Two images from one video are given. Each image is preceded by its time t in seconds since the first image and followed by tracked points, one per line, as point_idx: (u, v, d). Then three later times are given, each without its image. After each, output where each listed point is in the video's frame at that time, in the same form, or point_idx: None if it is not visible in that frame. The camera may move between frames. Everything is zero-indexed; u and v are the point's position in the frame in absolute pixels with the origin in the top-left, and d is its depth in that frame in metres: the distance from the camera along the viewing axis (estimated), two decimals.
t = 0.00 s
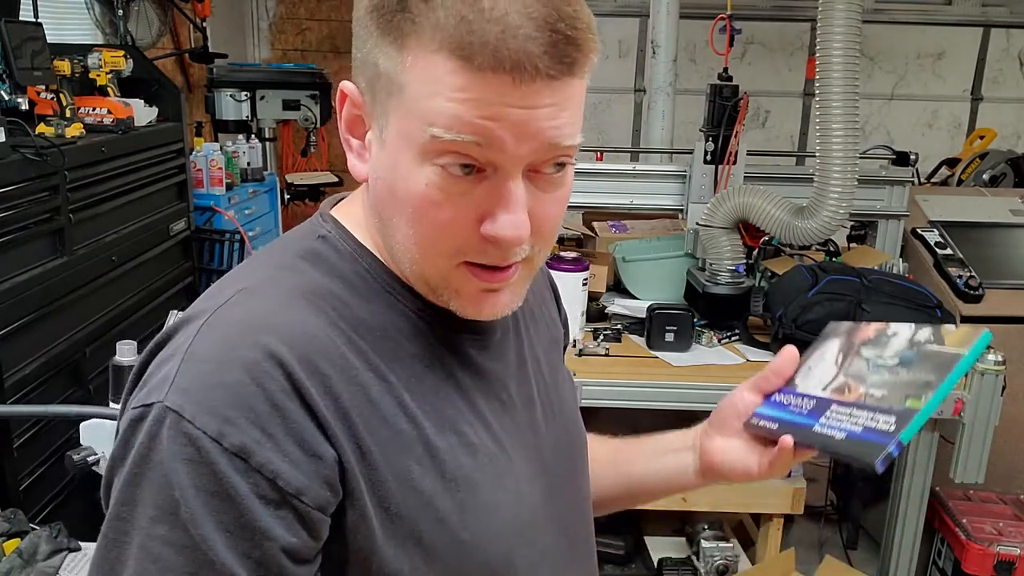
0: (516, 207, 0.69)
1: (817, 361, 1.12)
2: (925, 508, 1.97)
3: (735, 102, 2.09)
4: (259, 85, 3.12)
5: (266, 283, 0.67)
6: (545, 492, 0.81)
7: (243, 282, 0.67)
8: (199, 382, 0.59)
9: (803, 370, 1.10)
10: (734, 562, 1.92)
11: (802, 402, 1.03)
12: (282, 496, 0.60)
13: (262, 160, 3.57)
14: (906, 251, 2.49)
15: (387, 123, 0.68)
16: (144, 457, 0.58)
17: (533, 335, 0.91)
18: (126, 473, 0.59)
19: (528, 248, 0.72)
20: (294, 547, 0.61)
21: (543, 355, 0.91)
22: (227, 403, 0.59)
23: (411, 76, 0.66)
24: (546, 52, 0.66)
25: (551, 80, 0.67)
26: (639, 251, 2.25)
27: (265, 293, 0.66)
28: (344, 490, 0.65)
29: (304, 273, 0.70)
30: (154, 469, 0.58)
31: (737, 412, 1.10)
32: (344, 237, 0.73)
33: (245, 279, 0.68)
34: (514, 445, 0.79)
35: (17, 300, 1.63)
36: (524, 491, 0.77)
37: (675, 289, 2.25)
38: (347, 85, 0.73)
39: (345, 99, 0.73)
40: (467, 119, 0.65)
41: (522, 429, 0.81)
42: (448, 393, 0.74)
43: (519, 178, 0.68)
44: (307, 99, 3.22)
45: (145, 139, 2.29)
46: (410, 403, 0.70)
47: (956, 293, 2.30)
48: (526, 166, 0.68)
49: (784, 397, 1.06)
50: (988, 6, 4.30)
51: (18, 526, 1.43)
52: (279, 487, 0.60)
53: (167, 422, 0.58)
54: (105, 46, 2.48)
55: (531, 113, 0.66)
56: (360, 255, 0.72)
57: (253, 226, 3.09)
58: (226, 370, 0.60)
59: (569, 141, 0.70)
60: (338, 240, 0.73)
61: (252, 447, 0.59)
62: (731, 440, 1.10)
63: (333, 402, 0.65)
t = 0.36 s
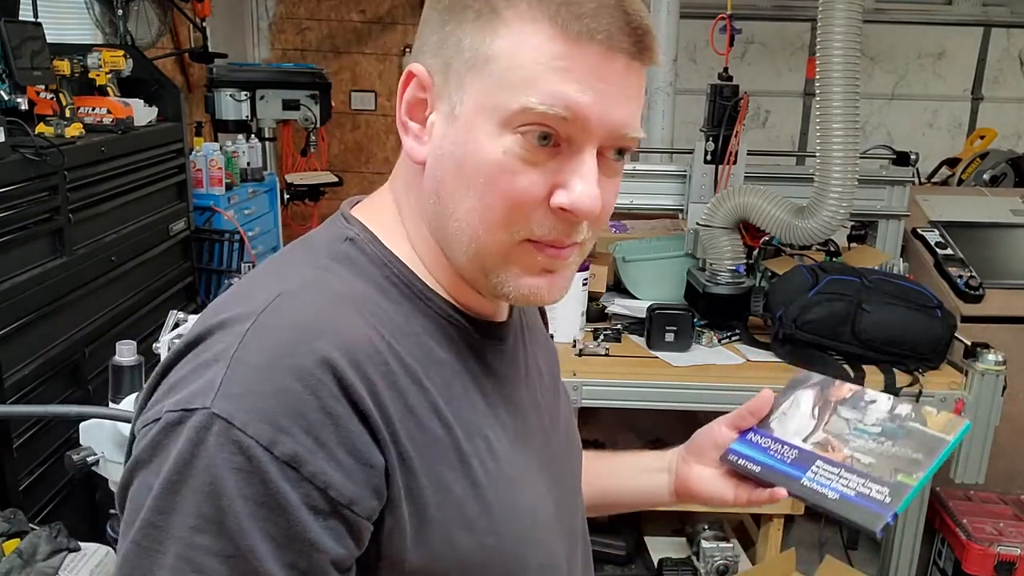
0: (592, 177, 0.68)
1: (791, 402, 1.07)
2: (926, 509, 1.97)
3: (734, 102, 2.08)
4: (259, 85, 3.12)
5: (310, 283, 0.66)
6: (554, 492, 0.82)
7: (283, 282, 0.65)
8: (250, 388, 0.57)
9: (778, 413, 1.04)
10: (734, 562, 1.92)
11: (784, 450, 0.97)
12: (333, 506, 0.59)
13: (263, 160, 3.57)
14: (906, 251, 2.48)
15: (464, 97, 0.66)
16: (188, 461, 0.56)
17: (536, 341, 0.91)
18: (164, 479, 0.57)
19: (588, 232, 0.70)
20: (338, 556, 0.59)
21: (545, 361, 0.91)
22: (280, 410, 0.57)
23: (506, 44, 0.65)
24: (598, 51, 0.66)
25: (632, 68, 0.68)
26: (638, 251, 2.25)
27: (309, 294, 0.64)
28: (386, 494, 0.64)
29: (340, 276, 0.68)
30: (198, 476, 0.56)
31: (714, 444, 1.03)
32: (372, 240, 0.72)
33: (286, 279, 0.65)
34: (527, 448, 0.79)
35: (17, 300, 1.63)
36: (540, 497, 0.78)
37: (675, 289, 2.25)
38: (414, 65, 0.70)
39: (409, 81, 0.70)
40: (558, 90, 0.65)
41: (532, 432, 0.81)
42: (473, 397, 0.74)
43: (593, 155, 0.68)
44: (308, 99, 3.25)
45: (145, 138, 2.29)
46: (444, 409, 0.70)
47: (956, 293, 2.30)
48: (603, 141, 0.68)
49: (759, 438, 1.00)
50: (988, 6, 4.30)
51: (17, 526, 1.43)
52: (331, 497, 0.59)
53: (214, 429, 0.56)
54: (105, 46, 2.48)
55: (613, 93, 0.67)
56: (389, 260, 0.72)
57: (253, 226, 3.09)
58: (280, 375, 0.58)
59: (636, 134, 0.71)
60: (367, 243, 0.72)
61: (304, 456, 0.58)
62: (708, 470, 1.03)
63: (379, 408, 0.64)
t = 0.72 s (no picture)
0: (631, 202, 0.75)
1: (787, 370, 1.09)
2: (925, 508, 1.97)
3: (734, 102, 2.08)
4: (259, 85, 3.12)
5: (307, 284, 0.66)
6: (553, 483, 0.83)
7: (278, 285, 0.65)
8: (261, 394, 0.58)
9: (775, 379, 1.07)
10: (733, 561, 1.92)
11: (780, 413, 0.99)
12: (353, 505, 0.61)
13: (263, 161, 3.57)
14: (906, 251, 2.49)
15: (522, 136, 0.68)
16: (202, 469, 0.57)
17: (524, 329, 0.92)
18: (178, 491, 0.58)
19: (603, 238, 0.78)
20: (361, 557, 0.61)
21: (533, 349, 0.92)
22: (294, 414, 0.59)
23: (573, 90, 0.67)
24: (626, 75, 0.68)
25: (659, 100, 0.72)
26: (638, 251, 2.25)
27: (310, 298, 0.65)
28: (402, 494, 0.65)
29: (336, 277, 0.68)
30: (213, 484, 0.57)
31: (714, 420, 1.06)
32: (360, 241, 0.72)
33: (282, 282, 0.65)
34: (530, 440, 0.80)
35: (17, 300, 1.63)
36: (542, 488, 0.79)
37: (675, 289, 2.25)
38: (453, 93, 0.68)
39: (445, 110, 0.68)
40: (623, 138, 0.69)
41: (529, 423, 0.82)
42: (475, 392, 0.74)
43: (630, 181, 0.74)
44: (307, 99, 3.23)
45: (146, 138, 2.29)
46: (449, 405, 0.71)
47: (956, 293, 2.30)
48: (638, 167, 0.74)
49: (756, 404, 1.03)
50: (988, 6, 4.30)
51: (17, 526, 1.43)
52: (351, 497, 0.60)
53: (227, 436, 0.57)
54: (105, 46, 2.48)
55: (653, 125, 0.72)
56: (380, 258, 0.71)
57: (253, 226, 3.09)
58: (294, 379, 0.60)
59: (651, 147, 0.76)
60: (356, 245, 0.71)
61: (321, 458, 0.59)
62: (710, 449, 1.06)
63: (388, 406, 0.66)
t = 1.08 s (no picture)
0: (607, 180, 0.73)
1: (771, 378, 1.12)
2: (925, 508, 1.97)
3: (734, 103, 2.10)
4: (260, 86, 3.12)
5: (280, 305, 0.65)
6: (542, 492, 0.84)
7: (251, 308, 0.64)
8: (238, 430, 0.57)
9: (756, 387, 1.10)
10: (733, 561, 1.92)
11: (763, 426, 1.02)
12: (343, 540, 0.61)
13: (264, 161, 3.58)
14: (906, 251, 2.49)
15: (470, 123, 0.66)
16: (184, 508, 0.57)
17: (505, 329, 0.93)
18: (162, 530, 0.57)
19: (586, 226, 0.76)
20: None
21: (515, 348, 0.93)
22: (275, 448, 0.58)
23: (512, 59, 0.65)
24: (567, 37, 0.66)
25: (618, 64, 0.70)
26: (638, 251, 2.26)
27: (284, 321, 0.64)
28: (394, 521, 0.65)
29: (313, 297, 0.68)
30: (195, 521, 0.57)
31: (695, 428, 1.06)
32: (335, 254, 0.71)
33: (253, 304, 0.65)
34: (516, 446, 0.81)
35: (18, 300, 1.63)
36: (532, 495, 0.80)
37: (675, 289, 2.26)
38: (396, 89, 0.67)
39: (387, 106, 0.68)
40: (572, 102, 0.67)
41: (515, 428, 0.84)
42: (459, 404, 0.76)
43: (602, 158, 0.72)
44: (308, 98, 3.18)
45: (146, 139, 2.30)
46: (435, 421, 0.72)
47: (956, 294, 2.31)
48: (608, 139, 0.71)
49: (738, 415, 1.05)
50: (986, 6, 4.31)
51: (19, 525, 1.44)
52: (340, 531, 0.60)
53: (205, 475, 0.56)
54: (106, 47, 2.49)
55: (617, 90, 0.70)
56: (355, 272, 0.71)
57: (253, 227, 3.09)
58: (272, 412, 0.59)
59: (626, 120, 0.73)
60: (329, 257, 0.71)
61: (306, 493, 0.59)
62: (689, 455, 1.07)
63: (373, 429, 0.66)
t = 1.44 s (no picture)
0: (572, 141, 0.73)
1: (754, 438, 0.99)
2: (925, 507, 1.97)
3: (735, 102, 2.09)
4: (259, 85, 3.10)
5: (250, 297, 0.66)
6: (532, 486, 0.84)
7: (221, 301, 0.66)
8: (210, 420, 0.58)
9: (738, 445, 0.97)
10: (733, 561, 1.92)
11: (729, 489, 0.91)
12: (316, 526, 0.61)
13: (263, 161, 3.57)
14: (906, 251, 2.48)
15: (418, 103, 0.69)
16: (157, 499, 0.56)
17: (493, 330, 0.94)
18: (138, 528, 0.56)
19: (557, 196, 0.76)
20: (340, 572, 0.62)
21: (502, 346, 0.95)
22: (246, 435, 0.59)
23: (453, 38, 0.67)
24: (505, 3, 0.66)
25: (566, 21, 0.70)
26: (638, 251, 2.25)
27: (253, 312, 0.65)
28: (371, 511, 0.66)
29: (284, 289, 0.70)
30: (172, 519, 0.56)
31: (667, 475, 0.99)
32: (307, 248, 0.73)
33: (223, 298, 0.66)
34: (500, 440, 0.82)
35: (17, 300, 1.63)
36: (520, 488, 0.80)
37: (676, 289, 2.25)
38: (340, 80, 0.71)
39: (336, 99, 0.72)
40: (520, 69, 0.67)
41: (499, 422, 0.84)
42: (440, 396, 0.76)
43: (564, 119, 0.72)
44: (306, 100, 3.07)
45: (145, 139, 2.29)
46: (412, 414, 0.72)
47: (957, 293, 2.30)
48: (567, 102, 0.71)
49: (713, 471, 0.95)
50: (987, 6, 4.31)
51: (18, 526, 1.43)
52: (315, 517, 0.61)
53: (175, 465, 0.56)
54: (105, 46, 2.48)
55: (567, 50, 0.70)
56: (329, 264, 0.73)
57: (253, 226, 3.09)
58: (238, 398, 0.59)
59: (585, 83, 0.74)
60: (302, 252, 0.73)
61: (279, 479, 0.59)
62: (659, 504, 0.99)
63: (344, 423, 0.66)
